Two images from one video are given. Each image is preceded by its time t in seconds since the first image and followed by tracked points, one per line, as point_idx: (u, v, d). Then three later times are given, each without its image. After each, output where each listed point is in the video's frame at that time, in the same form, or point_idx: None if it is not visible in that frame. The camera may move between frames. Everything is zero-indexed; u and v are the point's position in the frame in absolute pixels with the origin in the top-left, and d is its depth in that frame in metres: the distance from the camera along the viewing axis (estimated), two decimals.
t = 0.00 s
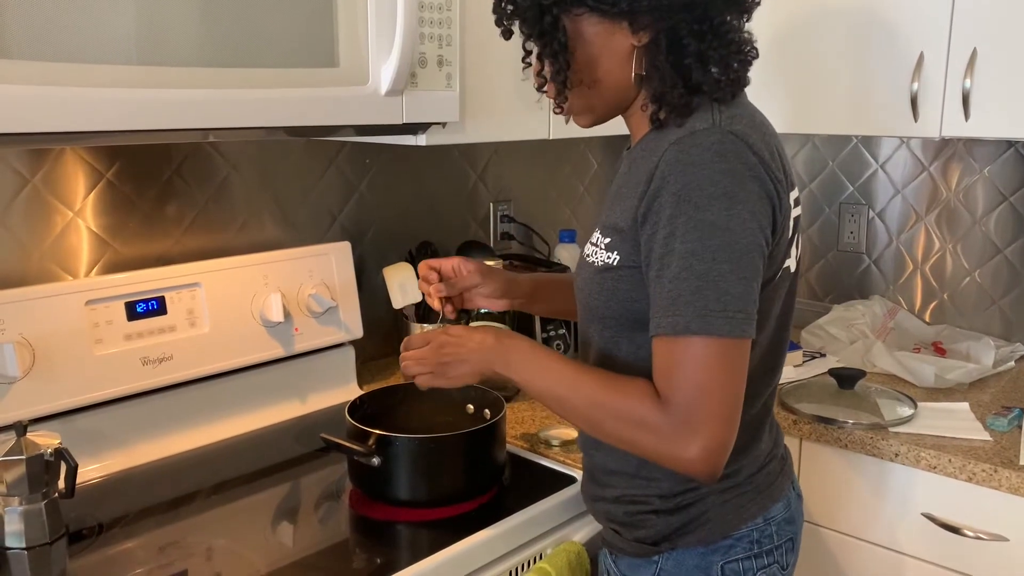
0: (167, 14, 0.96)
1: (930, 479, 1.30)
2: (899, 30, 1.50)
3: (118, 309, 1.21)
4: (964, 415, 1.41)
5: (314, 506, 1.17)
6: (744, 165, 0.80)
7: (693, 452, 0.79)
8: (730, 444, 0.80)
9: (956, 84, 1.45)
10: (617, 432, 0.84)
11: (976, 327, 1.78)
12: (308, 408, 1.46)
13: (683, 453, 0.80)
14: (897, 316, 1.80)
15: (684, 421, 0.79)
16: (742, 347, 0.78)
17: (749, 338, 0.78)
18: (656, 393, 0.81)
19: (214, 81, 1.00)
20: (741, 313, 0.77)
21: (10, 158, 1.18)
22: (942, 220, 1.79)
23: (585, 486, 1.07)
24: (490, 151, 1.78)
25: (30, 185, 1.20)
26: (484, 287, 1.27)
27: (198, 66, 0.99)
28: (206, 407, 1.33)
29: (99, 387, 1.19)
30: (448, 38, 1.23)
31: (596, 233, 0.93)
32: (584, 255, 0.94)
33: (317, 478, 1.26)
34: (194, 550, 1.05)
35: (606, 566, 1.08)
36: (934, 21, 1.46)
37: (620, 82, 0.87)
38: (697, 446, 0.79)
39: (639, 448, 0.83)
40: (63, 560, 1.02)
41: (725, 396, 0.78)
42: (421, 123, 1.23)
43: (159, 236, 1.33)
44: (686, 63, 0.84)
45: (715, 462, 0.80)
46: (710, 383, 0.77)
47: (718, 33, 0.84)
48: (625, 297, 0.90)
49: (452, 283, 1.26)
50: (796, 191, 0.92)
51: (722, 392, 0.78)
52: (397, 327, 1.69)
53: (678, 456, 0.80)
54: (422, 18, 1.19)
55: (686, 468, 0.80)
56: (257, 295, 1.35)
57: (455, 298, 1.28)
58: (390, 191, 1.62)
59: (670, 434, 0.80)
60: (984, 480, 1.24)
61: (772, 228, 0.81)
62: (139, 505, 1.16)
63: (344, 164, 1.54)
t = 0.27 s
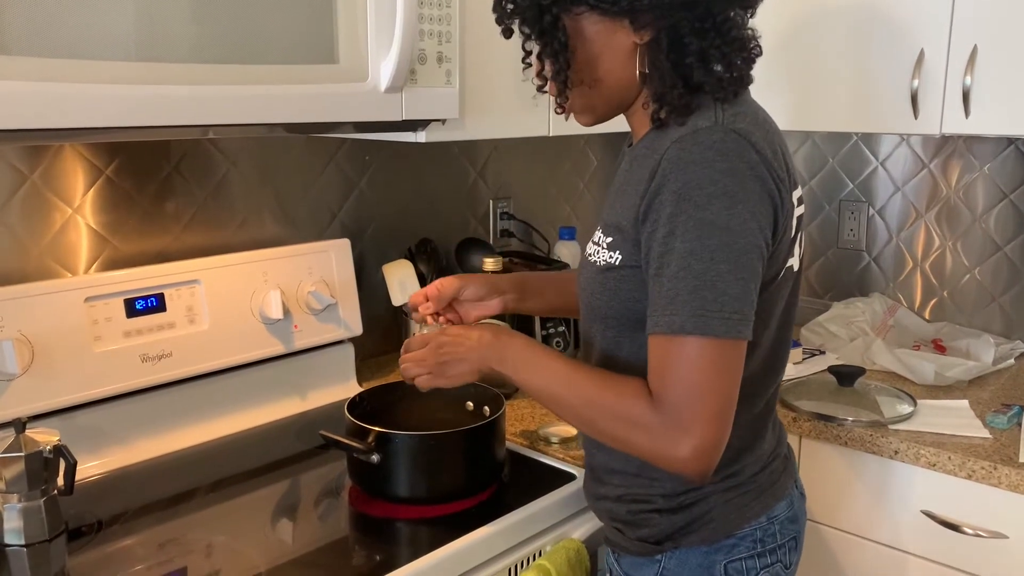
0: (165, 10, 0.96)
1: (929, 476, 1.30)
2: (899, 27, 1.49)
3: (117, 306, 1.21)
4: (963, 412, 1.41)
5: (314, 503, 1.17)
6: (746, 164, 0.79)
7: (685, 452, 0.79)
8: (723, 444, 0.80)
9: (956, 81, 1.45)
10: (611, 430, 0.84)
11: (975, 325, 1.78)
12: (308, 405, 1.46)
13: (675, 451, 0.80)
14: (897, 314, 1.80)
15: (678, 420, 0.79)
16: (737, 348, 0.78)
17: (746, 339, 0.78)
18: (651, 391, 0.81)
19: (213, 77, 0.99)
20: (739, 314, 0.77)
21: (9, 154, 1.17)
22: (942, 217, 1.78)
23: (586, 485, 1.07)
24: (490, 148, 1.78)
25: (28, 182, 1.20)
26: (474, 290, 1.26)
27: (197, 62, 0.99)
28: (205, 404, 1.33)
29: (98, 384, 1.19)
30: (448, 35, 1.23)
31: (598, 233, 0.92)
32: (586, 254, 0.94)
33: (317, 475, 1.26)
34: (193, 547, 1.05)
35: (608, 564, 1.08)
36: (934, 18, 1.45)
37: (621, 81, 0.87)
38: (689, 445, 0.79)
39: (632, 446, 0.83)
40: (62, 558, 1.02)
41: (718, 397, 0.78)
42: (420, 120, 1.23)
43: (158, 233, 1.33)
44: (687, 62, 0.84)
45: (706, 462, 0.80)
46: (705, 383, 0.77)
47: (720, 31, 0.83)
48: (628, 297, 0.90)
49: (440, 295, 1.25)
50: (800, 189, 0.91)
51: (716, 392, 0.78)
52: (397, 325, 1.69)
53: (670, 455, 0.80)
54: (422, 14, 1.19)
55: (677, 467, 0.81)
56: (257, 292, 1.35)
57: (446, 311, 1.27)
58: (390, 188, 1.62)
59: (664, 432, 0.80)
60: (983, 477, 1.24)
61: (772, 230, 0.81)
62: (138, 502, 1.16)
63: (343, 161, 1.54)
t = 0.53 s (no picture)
0: (165, 7, 0.96)
1: (930, 474, 1.30)
2: (900, 25, 1.49)
3: (118, 304, 1.21)
4: (964, 411, 1.41)
5: (314, 501, 1.17)
6: (749, 164, 0.79)
7: (692, 454, 0.79)
8: (730, 446, 0.80)
9: (957, 79, 1.45)
10: (617, 432, 0.84)
11: (975, 323, 1.78)
12: (309, 403, 1.46)
13: (682, 454, 0.80)
14: (897, 312, 1.80)
15: (684, 422, 0.79)
16: (743, 349, 0.78)
17: (751, 340, 0.78)
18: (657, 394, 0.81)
19: (213, 75, 0.99)
20: (743, 315, 0.77)
21: (10, 152, 1.17)
22: (942, 215, 1.78)
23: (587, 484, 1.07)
24: (490, 146, 1.78)
25: (29, 179, 1.20)
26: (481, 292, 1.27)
27: (198, 59, 0.99)
28: (206, 402, 1.33)
29: (99, 382, 1.19)
30: (448, 33, 1.23)
31: (599, 232, 0.92)
32: (587, 253, 0.94)
33: (318, 473, 1.26)
34: (194, 545, 1.05)
35: (610, 563, 1.08)
36: (935, 16, 1.45)
37: (623, 81, 0.87)
38: (696, 448, 0.79)
39: (638, 448, 0.83)
40: (63, 555, 1.02)
41: (725, 398, 0.78)
42: (421, 118, 1.23)
43: (159, 231, 1.33)
44: (689, 62, 0.83)
45: (713, 463, 0.80)
46: (711, 385, 0.77)
47: (723, 29, 0.83)
48: (629, 296, 0.90)
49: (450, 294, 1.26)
50: (803, 189, 0.91)
51: (722, 394, 0.78)
52: (397, 323, 1.69)
53: (677, 457, 0.80)
54: (423, 12, 1.19)
55: (685, 470, 0.81)
56: (258, 290, 1.35)
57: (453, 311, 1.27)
58: (390, 187, 1.62)
59: (671, 434, 0.80)
60: (983, 475, 1.24)
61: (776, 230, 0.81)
62: (139, 500, 1.16)
63: (344, 159, 1.54)
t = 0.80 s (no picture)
0: (166, 5, 0.96)
1: (932, 473, 1.30)
2: (901, 23, 1.49)
3: (119, 303, 1.21)
4: (965, 409, 1.41)
5: (316, 499, 1.17)
6: (753, 164, 0.79)
7: (695, 455, 0.79)
8: (733, 447, 0.80)
9: (958, 77, 1.45)
10: (619, 433, 0.84)
11: (977, 322, 1.77)
12: (310, 401, 1.46)
13: (685, 454, 0.80)
14: (898, 310, 1.80)
15: (686, 422, 0.79)
16: (746, 349, 0.78)
17: (754, 341, 0.78)
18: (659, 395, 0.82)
19: (214, 73, 0.99)
20: (746, 316, 0.77)
21: (11, 151, 1.17)
22: (943, 213, 1.78)
23: (590, 483, 1.07)
24: (491, 145, 1.78)
25: (30, 178, 1.20)
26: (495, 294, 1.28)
27: (199, 58, 0.99)
28: (208, 401, 1.33)
29: (100, 381, 1.19)
30: (449, 31, 1.23)
31: (600, 231, 0.92)
32: (587, 252, 0.94)
33: (320, 471, 1.26)
34: (195, 543, 1.05)
35: (612, 563, 1.08)
36: (936, 14, 1.45)
37: (625, 80, 0.87)
38: (699, 448, 0.79)
39: (640, 449, 0.83)
40: (65, 554, 1.02)
41: (728, 399, 0.78)
42: (422, 116, 1.23)
43: (161, 230, 1.33)
44: (691, 61, 0.83)
45: (715, 464, 0.80)
46: (713, 386, 0.78)
47: (727, 28, 0.83)
48: (630, 296, 0.90)
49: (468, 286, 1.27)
50: (806, 188, 0.91)
51: (725, 395, 0.78)
52: (399, 322, 1.69)
53: (679, 458, 0.80)
54: (424, 11, 1.19)
55: (687, 470, 0.81)
56: (259, 289, 1.35)
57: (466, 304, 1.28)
58: (392, 185, 1.62)
59: (673, 435, 0.80)
60: (984, 473, 1.24)
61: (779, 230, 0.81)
62: (141, 498, 1.16)
63: (346, 157, 1.54)
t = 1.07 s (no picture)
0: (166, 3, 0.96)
1: (933, 471, 1.30)
2: (902, 20, 1.49)
3: (120, 301, 1.21)
4: (967, 407, 1.40)
5: (317, 498, 1.17)
6: (753, 163, 0.79)
7: (695, 455, 0.79)
8: (733, 447, 0.80)
9: (959, 75, 1.45)
10: (618, 434, 0.84)
11: (979, 320, 1.77)
12: (312, 400, 1.46)
13: (685, 455, 0.80)
14: (900, 308, 1.79)
15: (686, 423, 0.79)
16: (745, 350, 0.78)
17: (754, 341, 0.78)
18: (658, 396, 0.81)
19: (215, 72, 1.00)
20: (745, 316, 0.77)
21: (11, 150, 1.18)
22: (945, 211, 1.78)
23: (591, 482, 1.07)
24: (492, 143, 1.77)
25: (31, 177, 1.20)
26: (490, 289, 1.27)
27: (200, 57, 0.99)
28: (209, 399, 1.33)
29: (101, 379, 1.19)
30: (449, 29, 1.23)
31: (598, 230, 0.92)
32: (586, 252, 0.94)
33: (321, 470, 1.26)
34: (196, 542, 1.05)
35: (614, 562, 1.08)
36: (937, 11, 1.45)
37: (624, 81, 0.87)
38: (700, 449, 0.79)
39: (640, 450, 0.83)
40: (67, 552, 1.02)
41: (728, 399, 0.78)
42: (423, 115, 1.23)
43: (162, 228, 1.33)
44: (689, 60, 0.83)
45: (716, 465, 0.80)
46: (713, 386, 0.77)
47: (725, 27, 0.83)
48: (630, 296, 0.90)
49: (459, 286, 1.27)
50: (806, 188, 0.91)
51: (725, 395, 0.78)
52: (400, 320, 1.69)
53: (679, 459, 0.80)
54: (424, 9, 1.19)
55: (687, 471, 0.81)
56: (260, 288, 1.35)
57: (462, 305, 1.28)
58: (392, 184, 1.62)
59: (673, 435, 0.80)
60: (985, 472, 1.24)
61: (779, 230, 0.81)
62: (142, 497, 1.16)
63: (347, 156, 1.54)
